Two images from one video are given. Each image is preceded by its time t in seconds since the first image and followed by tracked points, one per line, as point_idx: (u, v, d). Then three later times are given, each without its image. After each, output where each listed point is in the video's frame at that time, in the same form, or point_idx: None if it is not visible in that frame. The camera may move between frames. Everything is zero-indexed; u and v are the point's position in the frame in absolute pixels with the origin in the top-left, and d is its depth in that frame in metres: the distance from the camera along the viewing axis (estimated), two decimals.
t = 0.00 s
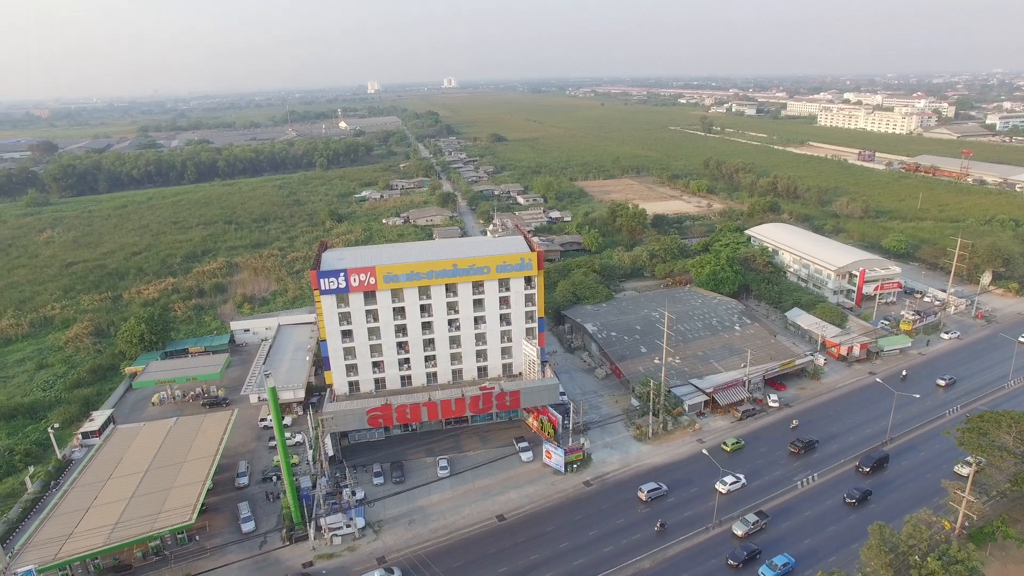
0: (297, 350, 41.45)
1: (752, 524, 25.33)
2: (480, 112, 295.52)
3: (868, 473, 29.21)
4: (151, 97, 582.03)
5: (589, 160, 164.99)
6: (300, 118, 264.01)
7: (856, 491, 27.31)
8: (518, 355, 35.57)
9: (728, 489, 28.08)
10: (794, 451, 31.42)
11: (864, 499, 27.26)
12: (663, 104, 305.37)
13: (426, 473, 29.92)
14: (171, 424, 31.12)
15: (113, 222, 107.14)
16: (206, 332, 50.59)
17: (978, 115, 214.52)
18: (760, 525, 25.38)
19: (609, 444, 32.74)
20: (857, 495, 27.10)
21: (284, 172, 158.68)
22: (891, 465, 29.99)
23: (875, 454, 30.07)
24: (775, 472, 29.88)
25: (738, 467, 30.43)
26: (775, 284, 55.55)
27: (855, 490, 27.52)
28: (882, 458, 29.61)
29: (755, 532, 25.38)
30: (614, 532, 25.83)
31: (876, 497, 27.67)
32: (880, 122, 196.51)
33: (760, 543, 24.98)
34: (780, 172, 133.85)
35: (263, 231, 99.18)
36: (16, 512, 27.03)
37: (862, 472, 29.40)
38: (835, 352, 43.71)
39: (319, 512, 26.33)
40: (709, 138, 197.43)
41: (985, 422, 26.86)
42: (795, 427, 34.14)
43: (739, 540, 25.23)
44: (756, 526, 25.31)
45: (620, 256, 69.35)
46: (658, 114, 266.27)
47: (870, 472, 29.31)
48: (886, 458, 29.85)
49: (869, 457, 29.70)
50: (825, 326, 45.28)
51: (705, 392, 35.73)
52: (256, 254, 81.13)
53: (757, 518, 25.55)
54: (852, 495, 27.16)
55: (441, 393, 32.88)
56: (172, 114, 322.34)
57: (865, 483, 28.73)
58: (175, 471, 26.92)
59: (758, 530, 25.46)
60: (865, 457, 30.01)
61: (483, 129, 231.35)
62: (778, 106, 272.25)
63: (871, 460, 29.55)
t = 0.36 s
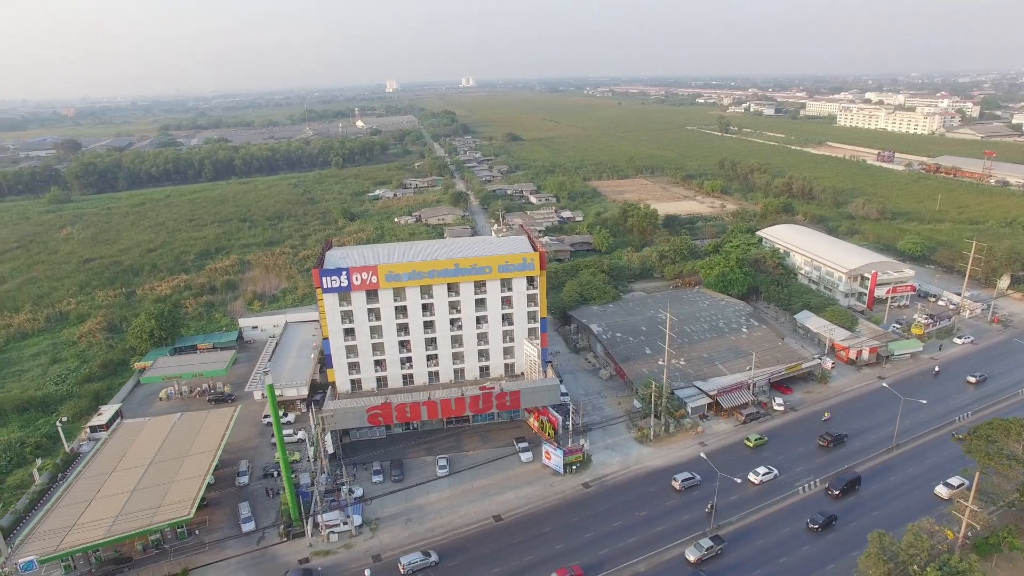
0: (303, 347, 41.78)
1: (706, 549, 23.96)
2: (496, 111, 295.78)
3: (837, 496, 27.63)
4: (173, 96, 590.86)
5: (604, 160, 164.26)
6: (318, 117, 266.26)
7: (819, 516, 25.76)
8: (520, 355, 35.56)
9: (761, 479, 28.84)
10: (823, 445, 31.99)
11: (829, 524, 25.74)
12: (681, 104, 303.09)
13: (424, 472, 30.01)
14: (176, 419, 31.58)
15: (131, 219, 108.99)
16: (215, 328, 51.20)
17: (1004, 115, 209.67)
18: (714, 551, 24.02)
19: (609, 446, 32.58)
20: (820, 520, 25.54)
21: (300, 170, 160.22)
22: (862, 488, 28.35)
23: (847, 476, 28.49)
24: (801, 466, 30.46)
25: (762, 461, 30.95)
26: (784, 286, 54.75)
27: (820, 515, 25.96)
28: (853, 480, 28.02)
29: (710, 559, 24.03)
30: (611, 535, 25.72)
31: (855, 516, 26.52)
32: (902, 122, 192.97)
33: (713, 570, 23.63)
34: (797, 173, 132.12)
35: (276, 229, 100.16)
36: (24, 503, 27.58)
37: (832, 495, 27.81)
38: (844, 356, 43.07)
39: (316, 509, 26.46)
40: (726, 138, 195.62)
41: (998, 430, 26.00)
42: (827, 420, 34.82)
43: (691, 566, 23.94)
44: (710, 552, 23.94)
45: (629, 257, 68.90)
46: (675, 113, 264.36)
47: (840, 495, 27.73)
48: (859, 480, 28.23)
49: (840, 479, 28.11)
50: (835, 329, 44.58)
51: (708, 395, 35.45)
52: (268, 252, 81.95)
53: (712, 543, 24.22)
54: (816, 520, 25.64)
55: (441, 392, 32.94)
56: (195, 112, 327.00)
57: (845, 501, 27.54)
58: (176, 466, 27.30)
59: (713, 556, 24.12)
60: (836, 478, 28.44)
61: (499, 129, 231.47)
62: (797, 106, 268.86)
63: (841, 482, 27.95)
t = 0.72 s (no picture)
0: (309, 345, 42.15)
1: None
2: (513, 110, 295.66)
3: (800, 520, 26.08)
4: (195, 95, 599.30)
5: (618, 160, 163.43)
6: (335, 116, 268.30)
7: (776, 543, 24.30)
8: (522, 355, 35.50)
9: (794, 471, 29.44)
10: (854, 439, 32.58)
11: (786, 551, 24.27)
12: (699, 104, 300.66)
13: (423, 471, 30.08)
14: (181, 414, 32.02)
15: (148, 217, 110.73)
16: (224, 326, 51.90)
17: None
18: None
19: (610, 448, 32.42)
20: (775, 547, 24.05)
21: (316, 169, 161.54)
22: (829, 513, 26.72)
23: (814, 498, 26.90)
24: (833, 459, 31.08)
25: (792, 455, 31.48)
26: (793, 289, 53.91)
27: (776, 540, 24.51)
28: (819, 503, 26.47)
29: None
30: (607, 537, 25.60)
31: (856, 524, 26.07)
32: (924, 122, 189.32)
33: None
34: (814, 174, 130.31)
35: (289, 227, 101.15)
36: (32, 495, 28.25)
37: (795, 519, 26.25)
38: (853, 360, 42.41)
39: (313, 507, 26.60)
40: (743, 138, 193.51)
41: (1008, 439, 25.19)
42: (861, 414, 35.42)
43: None
44: None
45: (638, 258, 68.41)
46: (692, 113, 262.21)
47: (804, 519, 26.17)
48: (825, 504, 26.66)
49: (804, 502, 26.56)
50: (844, 333, 43.92)
51: (712, 398, 35.09)
52: (280, 249, 82.79)
53: (657, 570, 23.08)
54: (772, 546, 24.21)
55: (442, 391, 32.95)
56: (215, 111, 331.36)
57: (847, 509, 27.08)
58: (179, 461, 27.67)
59: None
60: (801, 501, 26.87)
61: (514, 128, 231.43)
62: (817, 106, 265.12)
63: (806, 506, 26.41)
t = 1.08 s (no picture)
0: (314, 342, 42.52)
1: None
2: (529, 110, 295.24)
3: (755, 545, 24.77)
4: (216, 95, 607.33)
5: (633, 160, 162.42)
6: (352, 115, 269.95)
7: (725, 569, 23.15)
8: (524, 355, 35.43)
9: (827, 464, 30.06)
10: (885, 435, 32.96)
11: None
12: (716, 104, 297.93)
13: (423, 469, 30.19)
14: (185, 409, 32.44)
15: (165, 214, 112.43)
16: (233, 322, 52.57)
17: None
18: None
19: (610, 449, 32.24)
20: None
21: (331, 167, 162.73)
22: (785, 536, 25.38)
23: (771, 520, 25.55)
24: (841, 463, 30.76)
25: (820, 450, 31.92)
26: (803, 291, 53.13)
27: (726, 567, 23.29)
28: (776, 526, 25.15)
29: None
30: (603, 540, 25.47)
31: (856, 532, 25.69)
32: (947, 122, 185.55)
33: None
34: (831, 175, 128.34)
35: (302, 225, 102.10)
36: (39, 487, 28.85)
37: (749, 543, 24.97)
38: (862, 363, 41.73)
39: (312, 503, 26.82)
40: (761, 138, 191.21)
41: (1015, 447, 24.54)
42: (877, 417, 35.21)
43: None
44: None
45: (648, 258, 67.95)
46: (709, 113, 259.80)
47: (759, 543, 24.90)
48: (782, 527, 25.32)
49: (760, 526, 25.19)
50: (853, 336, 43.25)
51: (715, 400, 34.75)
52: (293, 247, 83.62)
53: None
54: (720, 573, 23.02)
55: (442, 390, 33.04)
56: (236, 110, 335.20)
57: (848, 517, 26.69)
58: (181, 455, 28.05)
59: None
60: (757, 523, 25.55)
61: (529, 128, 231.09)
62: (837, 106, 261.32)
63: (761, 529, 25.06)
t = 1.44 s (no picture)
0: (320, 339, 42.87)
1: None
2: (544, 109, 294.52)
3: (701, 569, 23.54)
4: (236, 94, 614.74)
5: (647, 159, 161.33)
6: (368, 114, 271.41)
7: None
8: (526, 355, 35.35)
9: (860, 459, 30.46)
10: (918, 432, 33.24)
11: None
12: (734, 104, 294.90)
13: (422, 468, 30.30)
14: (190, 405, 32.78)
15: (181, 211, 114.04)
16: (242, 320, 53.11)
17: None
18: None
19: (610, 451, 32.09)
20: None
21: (346, 165, 163.78)
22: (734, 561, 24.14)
23: (721, 544, 24.31)
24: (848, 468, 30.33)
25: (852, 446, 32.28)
26: (813, 293, 52.40)
27: None
28: (725, 550, 23.88)
29: None
30: (598, 542, 25.37)
31: (857, 539, 25.28)
32: (970, 122, 181.85)
33: None
34: (849, 176, 126.38)
35: (314, 224, 102.87)
36: (46, 479, 29.44)
37: (695, 567, 23.77)
38: (872, 368, 41.01)
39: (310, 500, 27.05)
40: (778, 138, 188.97)
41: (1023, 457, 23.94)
42: (885, 422, 34.64)
43: None
44: None
45: (657, 259, 67.48)
46: (726, 112, 257.25)
47: (705, 568, 23.67)
48: (731, 551, 24.06)
49: (708, 549, 23.98)
50: (863, 340, 42.55)
51: (718, 403, 34.44)
52: (304, 245, 84.35)
53: None
54: None
55: (443, 389, 33.12)
56: (255, 109, 338.69)
57: (849, 523, 26.28)
58: (183, 450, 28.36)
59: None
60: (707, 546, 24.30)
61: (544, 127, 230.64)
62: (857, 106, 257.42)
63: (709, 553, 23.82)
